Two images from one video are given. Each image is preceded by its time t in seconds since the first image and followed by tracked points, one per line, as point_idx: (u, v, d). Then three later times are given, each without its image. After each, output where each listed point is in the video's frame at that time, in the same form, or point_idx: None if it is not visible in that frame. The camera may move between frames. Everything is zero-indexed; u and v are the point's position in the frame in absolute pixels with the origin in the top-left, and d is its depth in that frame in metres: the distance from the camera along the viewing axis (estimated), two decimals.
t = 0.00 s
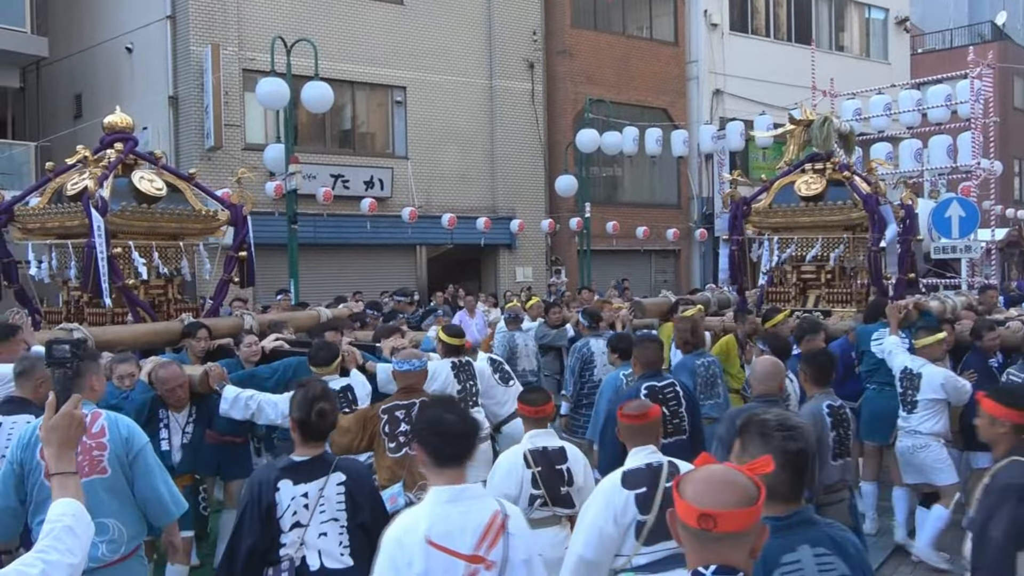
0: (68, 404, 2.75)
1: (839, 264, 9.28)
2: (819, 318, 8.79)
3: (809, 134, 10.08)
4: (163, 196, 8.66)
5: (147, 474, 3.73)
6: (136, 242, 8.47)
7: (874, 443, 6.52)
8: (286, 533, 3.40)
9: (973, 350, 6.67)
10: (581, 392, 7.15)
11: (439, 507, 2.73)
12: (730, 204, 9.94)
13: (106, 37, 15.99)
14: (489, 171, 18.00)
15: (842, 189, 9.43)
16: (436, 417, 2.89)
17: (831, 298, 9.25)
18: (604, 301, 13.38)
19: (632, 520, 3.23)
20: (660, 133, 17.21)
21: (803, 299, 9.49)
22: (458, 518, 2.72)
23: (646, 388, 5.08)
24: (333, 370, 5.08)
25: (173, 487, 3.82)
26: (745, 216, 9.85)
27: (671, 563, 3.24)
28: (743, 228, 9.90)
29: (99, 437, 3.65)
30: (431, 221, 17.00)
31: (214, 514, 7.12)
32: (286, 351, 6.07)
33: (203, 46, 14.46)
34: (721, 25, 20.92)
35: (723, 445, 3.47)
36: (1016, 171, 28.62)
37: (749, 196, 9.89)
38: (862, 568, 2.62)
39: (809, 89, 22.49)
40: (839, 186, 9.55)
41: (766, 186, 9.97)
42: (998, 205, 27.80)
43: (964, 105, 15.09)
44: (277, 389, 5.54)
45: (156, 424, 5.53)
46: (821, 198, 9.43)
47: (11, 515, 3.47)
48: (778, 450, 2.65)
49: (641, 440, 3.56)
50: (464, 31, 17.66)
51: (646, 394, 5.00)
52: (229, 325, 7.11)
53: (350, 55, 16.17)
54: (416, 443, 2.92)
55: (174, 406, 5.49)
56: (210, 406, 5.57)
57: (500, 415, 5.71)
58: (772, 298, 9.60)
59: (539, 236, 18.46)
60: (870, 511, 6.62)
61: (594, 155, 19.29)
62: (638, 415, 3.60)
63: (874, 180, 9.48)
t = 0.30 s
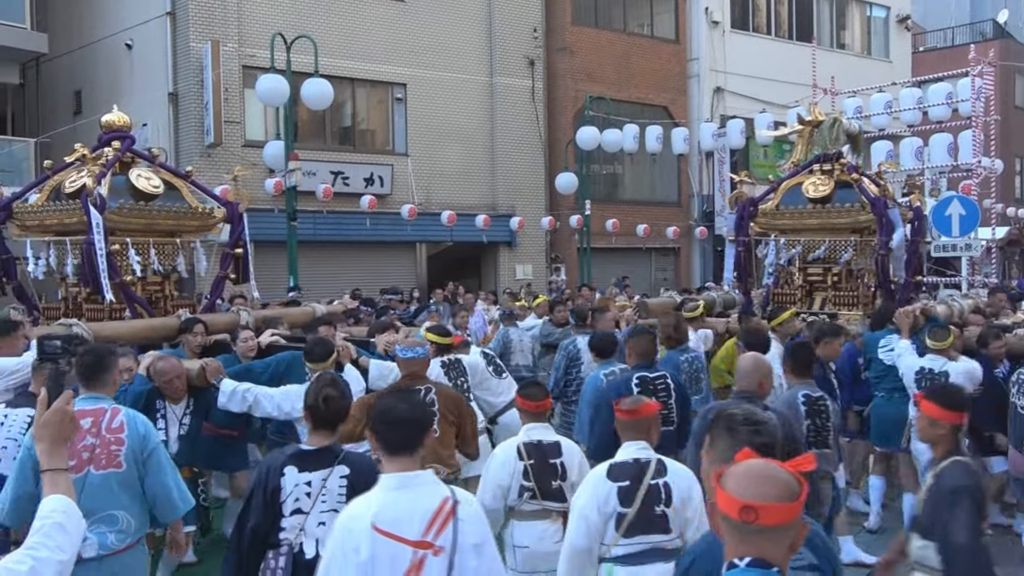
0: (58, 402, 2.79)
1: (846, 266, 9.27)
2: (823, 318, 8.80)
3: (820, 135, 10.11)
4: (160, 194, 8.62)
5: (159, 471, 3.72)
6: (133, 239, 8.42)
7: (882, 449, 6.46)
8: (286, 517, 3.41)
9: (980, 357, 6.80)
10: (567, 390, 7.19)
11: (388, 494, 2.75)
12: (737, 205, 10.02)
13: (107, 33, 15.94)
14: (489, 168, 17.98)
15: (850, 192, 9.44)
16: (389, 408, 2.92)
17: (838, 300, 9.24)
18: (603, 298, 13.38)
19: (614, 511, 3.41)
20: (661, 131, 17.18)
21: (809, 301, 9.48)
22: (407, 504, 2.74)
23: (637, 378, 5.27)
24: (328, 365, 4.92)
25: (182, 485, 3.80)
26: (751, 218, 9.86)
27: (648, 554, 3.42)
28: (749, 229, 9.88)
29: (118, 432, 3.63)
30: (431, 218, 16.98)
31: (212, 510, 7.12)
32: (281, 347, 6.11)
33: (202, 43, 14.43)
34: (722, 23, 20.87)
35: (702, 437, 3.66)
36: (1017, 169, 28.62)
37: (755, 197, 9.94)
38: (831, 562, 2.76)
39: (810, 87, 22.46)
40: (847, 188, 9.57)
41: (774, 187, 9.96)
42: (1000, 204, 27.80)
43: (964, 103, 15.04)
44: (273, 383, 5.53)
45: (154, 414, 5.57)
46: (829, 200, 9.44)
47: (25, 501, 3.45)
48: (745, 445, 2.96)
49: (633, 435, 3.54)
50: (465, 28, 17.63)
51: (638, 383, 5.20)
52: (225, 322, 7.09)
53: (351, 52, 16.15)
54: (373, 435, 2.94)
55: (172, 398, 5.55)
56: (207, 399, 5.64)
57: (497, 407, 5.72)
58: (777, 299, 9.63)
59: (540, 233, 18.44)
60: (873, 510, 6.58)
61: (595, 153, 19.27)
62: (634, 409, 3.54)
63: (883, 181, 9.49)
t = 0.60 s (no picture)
0: (14, 398, 2.65)
1: (821, 260, 9.31)
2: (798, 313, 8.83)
3: (792, 130, 10.12)
4: (130, 190, 8.42)
5: (143, 460, 3.66)
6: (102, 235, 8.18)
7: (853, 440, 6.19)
8: (252, 506, 3.34)
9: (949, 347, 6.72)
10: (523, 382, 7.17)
11: (335, 487, 2.65)
12: (714, 200, 10.08)
13: (76, 25, 15.62)
14: (463, 165, 17.89)
15: (823, 185, 9.53)
16: (337, 400, 2.82)
17: (812, 293, 9.27)
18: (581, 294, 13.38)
19: (573, 502, 3.35)
20: (636, 128, 17.22)
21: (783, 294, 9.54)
22: (352, 495, 2.64)
23: (593, 373, 5.04)
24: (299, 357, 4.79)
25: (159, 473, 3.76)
26: (727, 212, 9.94)
27: (606, 546, 3.33)
28: (724, 223, 9.98)
29: (107, 421, 3.53)
30: (404, 215, 16.85)
31: (184, 509, 6.97)
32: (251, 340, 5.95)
33: (174, 36, 14.18)
34: (696, 22, 21.00)
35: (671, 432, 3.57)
36: (983, 169, 29.20)
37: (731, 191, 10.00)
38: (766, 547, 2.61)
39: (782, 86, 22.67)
40: (821, 181, 9.66)
41: (749, 181, 10.04)
42: (966, 203, 28.35)
43: (934, 103, 15.23)
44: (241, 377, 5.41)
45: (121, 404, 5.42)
46: (803, 194, 9.53)
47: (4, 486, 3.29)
48: (686, 438, 2.67)
49: (598, 427, 3.47)
50: (441, 23, 17.53)
51: (595, 379, 4.96)
52: (196, 317, 6.93)
53: (324, 47, 15.97)
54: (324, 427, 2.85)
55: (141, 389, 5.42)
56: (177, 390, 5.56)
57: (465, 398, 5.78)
58: (753, 293, 9.68)
59: (513, 230, 18.40)
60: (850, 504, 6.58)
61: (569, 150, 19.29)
62: (602, 402, 3.49)
63: (856, 175, 9.53)
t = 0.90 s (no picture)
0: None
1: (788, 260, 9.39)
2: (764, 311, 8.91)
3: (762, 130, 10.22)
4: (92, 188, 8.27)
5: (91, 457, 3.60)
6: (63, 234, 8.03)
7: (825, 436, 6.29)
8: (224, 497, 3.33)
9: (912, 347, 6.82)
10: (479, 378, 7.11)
11: (302, 480, 2.66)
12: (682, 198, 10.15)
13: (36, 19, 15.32)
14: (431, 161, 17.83)
15: (791, 186, 9.55)
16: (310, 396, 2.80)
17: (780, 293, 9.39)
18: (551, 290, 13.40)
19: (520, 495, 3.35)
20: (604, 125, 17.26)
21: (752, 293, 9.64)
22: (317, 490, 2.64)
23: (531, 365, 5.14)
24: (263, 347, 4.79)
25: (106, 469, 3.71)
26: (696, 211, 10.00)
27: (554, 538, 3.33)
28: (694, 222, 10.05)
29: (54, 418, 3.46)
30: (372, 212, 16.74)
31: (147, 509, 6.87)
32: (215, 338, 5.87)
33: (135, 30, 13.92)
34: (663, 19, 21.11)
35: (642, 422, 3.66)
36: (944, 167, 29.75)
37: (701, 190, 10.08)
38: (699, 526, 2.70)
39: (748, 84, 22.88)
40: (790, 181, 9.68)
41: (719, 180, 10.12)
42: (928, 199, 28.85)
43: (895, 101, 15.43)
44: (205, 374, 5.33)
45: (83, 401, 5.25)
46: (771, 194, 9.56)
47: None
48: (624, 421, 2.69)
49: (548, 420, 3.46)
50: (408, 20, 17.45)
51: (529, 370, 5.06)
52: (159, 315, 6.82)
53: (290, 42, 15.81)
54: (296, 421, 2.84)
55: (104, 385, 5.29)
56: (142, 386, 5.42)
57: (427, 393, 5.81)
58: (722, 292, 9.76)
59: (482, 227, 18.38)
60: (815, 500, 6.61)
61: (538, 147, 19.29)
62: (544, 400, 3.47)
63: (822, 174, 9.61)
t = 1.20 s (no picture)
0: None
1: (761, 251, 9.43)
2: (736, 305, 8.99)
3: (732, 125, 10.28)
4: (57, 189, 8.17)
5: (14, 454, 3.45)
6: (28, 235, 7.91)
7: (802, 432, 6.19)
8: (203, 486, 3.52)
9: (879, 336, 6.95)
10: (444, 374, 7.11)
11: (283, 467, 2.74)
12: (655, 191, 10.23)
13: None
14: (404, 159, 17.76)
15: (761, 177, 9.59)
16: (295, 389, 2.87)
17: (752, 284, 9.52)
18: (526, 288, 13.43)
19: (472, 491, 3.36)
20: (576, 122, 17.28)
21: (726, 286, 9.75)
22: (298, 479, 2.72)
23: (485, 361, 5.46)
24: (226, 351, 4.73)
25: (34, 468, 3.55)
26: (668, 204, 10.10)
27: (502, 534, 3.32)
28: (666, 216, 10.12)
29: None
30: (345, 210, 16.65)
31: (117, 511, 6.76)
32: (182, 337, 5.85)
33: (101, 27, 13.71)
34: (635, 16, 21.19)
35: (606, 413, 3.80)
36: (912, 162, 30.16)
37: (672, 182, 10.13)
38: (635, 518, 2.78)
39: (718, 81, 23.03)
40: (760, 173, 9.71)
41: (690, 173, 10.19)
42: (897, 194, 29.23)
43: (862, 97, 15.60)
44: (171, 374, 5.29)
45: (50, 403, 5.15)
46: (741, 186, 9.61)
47: None
48: (558, 416, 2.76)
49: (501, 418, 3.46)
50: (379, 17, 17.36)
51: (483, 367, 5.39)
52: (126, 314, 6.73)
53: (260, 39, 15.65)
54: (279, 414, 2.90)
55: (70, 385, 5.15)
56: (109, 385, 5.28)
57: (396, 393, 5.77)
58: (696, 285, 9.91)
59: (455, 224, 18.34)
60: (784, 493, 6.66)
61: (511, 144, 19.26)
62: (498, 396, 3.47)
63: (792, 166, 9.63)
